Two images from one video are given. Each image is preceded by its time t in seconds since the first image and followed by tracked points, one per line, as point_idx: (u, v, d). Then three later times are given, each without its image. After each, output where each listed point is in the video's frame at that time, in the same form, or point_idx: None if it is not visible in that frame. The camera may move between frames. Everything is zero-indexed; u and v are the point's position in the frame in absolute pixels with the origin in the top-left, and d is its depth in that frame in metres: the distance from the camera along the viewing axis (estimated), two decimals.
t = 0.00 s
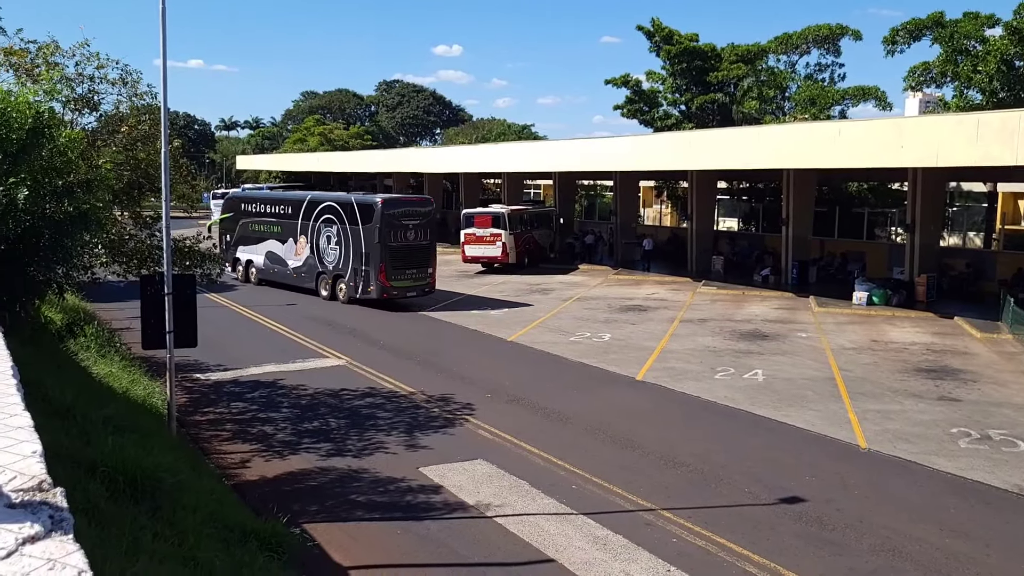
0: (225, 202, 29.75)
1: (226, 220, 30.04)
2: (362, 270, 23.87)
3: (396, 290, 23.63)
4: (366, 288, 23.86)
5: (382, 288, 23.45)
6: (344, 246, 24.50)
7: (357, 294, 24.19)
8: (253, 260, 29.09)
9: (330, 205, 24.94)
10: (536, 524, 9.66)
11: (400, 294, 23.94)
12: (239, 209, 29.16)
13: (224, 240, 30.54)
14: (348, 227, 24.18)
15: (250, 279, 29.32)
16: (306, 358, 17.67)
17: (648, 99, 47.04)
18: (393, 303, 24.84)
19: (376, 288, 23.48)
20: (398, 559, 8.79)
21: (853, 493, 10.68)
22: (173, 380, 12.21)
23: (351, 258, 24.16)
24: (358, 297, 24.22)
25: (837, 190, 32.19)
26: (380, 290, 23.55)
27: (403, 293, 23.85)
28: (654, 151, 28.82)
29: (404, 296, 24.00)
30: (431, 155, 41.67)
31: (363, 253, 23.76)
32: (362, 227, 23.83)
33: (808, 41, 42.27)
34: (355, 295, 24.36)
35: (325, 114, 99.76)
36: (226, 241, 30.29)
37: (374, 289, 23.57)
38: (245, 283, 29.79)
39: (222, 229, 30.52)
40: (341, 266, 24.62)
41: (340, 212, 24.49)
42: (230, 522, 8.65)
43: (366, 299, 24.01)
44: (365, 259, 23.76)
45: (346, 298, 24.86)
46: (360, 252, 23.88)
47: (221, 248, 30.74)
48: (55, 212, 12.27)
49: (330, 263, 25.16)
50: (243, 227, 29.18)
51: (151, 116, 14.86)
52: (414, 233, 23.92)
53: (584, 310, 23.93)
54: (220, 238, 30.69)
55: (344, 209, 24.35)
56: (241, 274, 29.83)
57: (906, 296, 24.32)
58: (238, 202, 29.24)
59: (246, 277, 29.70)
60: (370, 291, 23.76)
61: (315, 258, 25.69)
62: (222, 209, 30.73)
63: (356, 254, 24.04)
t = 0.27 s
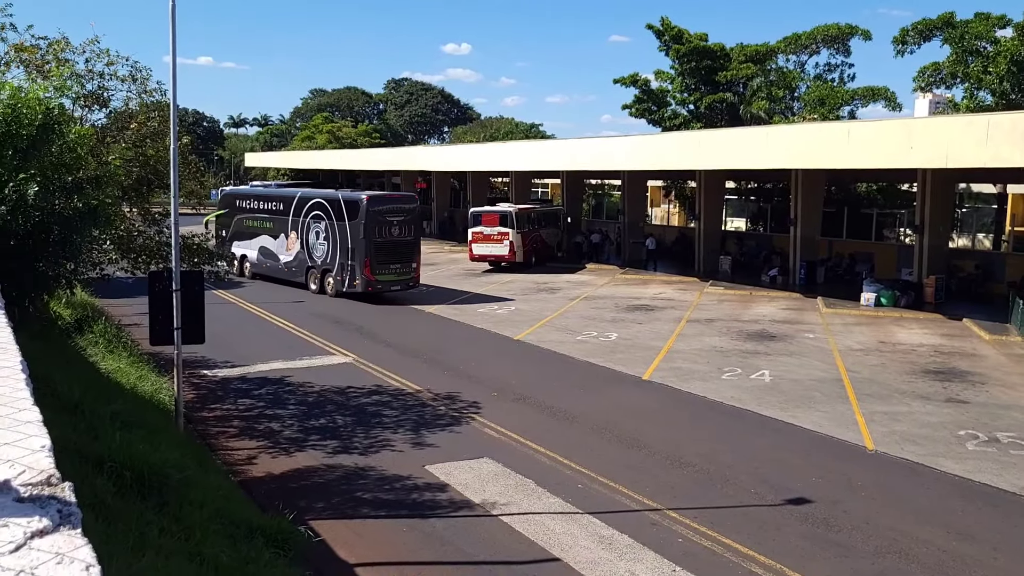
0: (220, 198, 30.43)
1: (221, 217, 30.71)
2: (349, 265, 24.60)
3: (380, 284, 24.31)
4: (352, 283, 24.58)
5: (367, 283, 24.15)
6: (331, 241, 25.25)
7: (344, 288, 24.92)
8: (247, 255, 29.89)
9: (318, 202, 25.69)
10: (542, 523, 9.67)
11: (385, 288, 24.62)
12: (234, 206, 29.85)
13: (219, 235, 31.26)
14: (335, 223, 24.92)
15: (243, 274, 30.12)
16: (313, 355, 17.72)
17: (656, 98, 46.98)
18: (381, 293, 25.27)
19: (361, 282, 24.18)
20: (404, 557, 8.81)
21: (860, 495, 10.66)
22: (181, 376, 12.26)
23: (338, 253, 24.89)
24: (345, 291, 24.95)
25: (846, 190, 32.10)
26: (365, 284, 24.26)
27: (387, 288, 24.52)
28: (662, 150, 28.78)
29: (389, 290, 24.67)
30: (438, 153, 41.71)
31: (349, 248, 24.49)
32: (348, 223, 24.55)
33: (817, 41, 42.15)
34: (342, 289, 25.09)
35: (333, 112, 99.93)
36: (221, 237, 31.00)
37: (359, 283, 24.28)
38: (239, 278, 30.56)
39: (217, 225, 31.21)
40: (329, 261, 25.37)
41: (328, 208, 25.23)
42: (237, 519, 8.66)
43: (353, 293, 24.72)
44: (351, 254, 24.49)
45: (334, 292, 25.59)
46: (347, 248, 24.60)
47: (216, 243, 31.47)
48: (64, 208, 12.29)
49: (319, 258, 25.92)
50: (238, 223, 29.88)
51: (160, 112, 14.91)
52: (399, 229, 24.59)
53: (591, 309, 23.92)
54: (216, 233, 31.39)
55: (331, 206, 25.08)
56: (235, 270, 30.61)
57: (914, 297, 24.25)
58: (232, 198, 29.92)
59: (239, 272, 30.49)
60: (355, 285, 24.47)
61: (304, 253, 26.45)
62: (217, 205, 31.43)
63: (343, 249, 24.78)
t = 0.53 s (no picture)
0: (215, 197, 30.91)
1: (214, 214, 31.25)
2: (334, 261, 25.53)
3: (364, 279, 25.25)
4: (337, 278, 25.49)
5: (351, 278, 25.08)
6: (318, 238, 26.13)
7: (329, 284, 25.85)
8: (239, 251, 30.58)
9: (304, 200, 26.50)
10: (546, 523, 9.67)
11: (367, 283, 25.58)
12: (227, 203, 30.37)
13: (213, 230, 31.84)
14: (321, 220, 25.78)
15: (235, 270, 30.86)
16: (319, 354, 17.75)
17: (663, 98, 46.94)
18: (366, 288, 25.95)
19: (346, 278, 25.11)
20: (408, 556, 8.82)
21: (865, 496, 10.63)
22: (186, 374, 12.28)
23: (324, 249, 25.81)
24: (330, 286, 25.87)
25: (852, 191, 32.03)
26: (349, 280, 25.17)
27: (371, 283, 25.45)
28: (667, 150, 28.77)
29: (372, 285, 25.62)
30: (444, 152, 41.74)
31: (334, 245, 25.39)
32: (333, 221, 25.43)
33: (824, 41, 42.09)
34: (327, 284, 26.01)
35: (339, 111, 100.12)
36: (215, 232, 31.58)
37: (344, 279, 25.21)
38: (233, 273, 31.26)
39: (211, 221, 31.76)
40: (315, 257, 26.27)
41: (313, 206, 26.06)
42: (242, 517, 8.68)
43: (338, 288, 25.65)
44: (336, 250, 25.40)
45: (320, 287, 26.52)
46: (332, 244, 25.49)
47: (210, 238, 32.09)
48: (71, 207, 12.32)
49: (305, 254, 26.82)
50: (231, 220, 30.41)
51: (167, 111, 14.94)
52: (382, 226, 25.50)
53: (596, 309, 23.92)
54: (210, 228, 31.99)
55: (317, 203, 25.93)
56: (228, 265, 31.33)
57: (920, 298, 24.20)
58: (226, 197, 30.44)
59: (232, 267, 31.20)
60: (340, 281, 25.41)
61: (292, 249, 27.31)
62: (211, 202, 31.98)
63: (328, 245, 25.69)
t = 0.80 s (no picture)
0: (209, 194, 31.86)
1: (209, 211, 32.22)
2: (320, 256, 26.33)
3: (349, 274, 26.01)
4: (323, 273, 26.31)
5: (336, 273, 25.86)
6: (305, 234, 26.93)
7: (316, 278, 26.67)
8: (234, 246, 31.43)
9: (292, 197, 27.31)
10: (551, 522, 9.67)
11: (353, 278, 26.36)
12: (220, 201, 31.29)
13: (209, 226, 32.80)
14: (308, 217, 26.58)
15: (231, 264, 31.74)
16: (324, 352, 17.77)
17: (668, 97, 46.89)
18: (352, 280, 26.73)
19: (331, 274, 25.91)
20: (412, 554, 8.83)
21: (870, 497, 10.61)
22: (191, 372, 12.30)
23: (311, 245, 26.63)
24: (317, 281, 26.70)
25: (858, 191, 31.97)
26: (334, 275, 25.97)
27: (356, 278, 26.20)
28: (673, 150, 28.74)
29: (357, 280, 26.40)
30: (450, 151, 41.75)
31: (320, 240, 26.18)
32: (319, 217, 26.20)
33: (831, 41, 42.00)
34: (315, 279, 26.83)
35: (345, 109, 100.27)
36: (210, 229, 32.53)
37: (329, 274, 26.00)
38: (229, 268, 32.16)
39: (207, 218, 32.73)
40: (303, 252, 27.09)
41: (300, 203, 26.87)
42: (245, 514, 8.69)
43: (324, 282, 26.45)
44: (322, 246, 26.19)
45: (308, 281, 27.36)
46: (318, 240, 26.28)
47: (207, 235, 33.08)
48: (77, 203, 12.35)
49: (294, 250, 27.68)
50: (225, 217, 31.32)
51: (173, 109, 14.95)
52: (366, 222, 26.20)
53: (601, 308, 23.92)
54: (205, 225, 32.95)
55: (303, 200, 26.72)
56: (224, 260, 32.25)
57: (926, 298, 24.16)
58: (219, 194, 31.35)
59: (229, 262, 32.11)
60: (326, 276, 26.21)
61: (281, 245, 28.18)
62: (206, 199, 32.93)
63: (315, 241, 26.50)
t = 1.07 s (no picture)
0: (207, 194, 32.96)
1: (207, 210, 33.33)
2: (307, 253, 27.28)
3: (335, 270, 26.92)
4: (311, 269, 27.22)
5: (323, 269, 26.78)
6: (293, 231, 27.90)
7: (304, 274, 27.61)
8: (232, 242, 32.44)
9: (281, 195, 28.31)
10: (556, 521, 9.67)
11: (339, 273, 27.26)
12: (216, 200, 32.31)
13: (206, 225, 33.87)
14: (295, 214, 27.56)
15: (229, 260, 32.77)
16: (330, 351, 17.80)
17: (674, 96, 46.85)
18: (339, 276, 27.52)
19: (318, 269, 26.83)
20: (418, 553, 8.84)
21: (877, 497, 10.59)
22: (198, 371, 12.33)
23: (298, 241, 27.60)
24: (304, 276, 27.64)
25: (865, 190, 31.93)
26: (321, 271, 26.88)
27: (342, 273, 27.11)
28: (679, 149, 28.73)
29: (343, 275, 27.29)
30: (456, 151, 41.78)
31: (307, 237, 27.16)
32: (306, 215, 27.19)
33: (838, 40, 41.93)
34: (303, 275, 27.77)
35: (351, 109, 100.44)
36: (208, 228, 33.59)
37: (316, 270, 26.94)
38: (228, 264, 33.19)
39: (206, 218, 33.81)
40: (292, 249, 28.04)
41: (289, 201, 27.87)
42: (252, 513, 8.70)
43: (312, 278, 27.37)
44: (308, 242, 27.16)
45: (297, 277, 28.29)
46: (306, 237, 27.23)
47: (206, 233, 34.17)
48: (84, 203, 12.37)
49: (283, 247, 28.65)
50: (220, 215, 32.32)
51: (180, 109, 14.97)
52: (351, 220, 27.18)
53: (607, 307, 23.92)
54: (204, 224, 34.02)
55: (291, 198, 27.71)
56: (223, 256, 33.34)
57: (933, 297, 24.10)
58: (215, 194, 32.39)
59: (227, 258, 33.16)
60: (313, 271, 27.15)
61: (271, 242, 29.15)
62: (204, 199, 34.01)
63: (302, 238, 27.48)
